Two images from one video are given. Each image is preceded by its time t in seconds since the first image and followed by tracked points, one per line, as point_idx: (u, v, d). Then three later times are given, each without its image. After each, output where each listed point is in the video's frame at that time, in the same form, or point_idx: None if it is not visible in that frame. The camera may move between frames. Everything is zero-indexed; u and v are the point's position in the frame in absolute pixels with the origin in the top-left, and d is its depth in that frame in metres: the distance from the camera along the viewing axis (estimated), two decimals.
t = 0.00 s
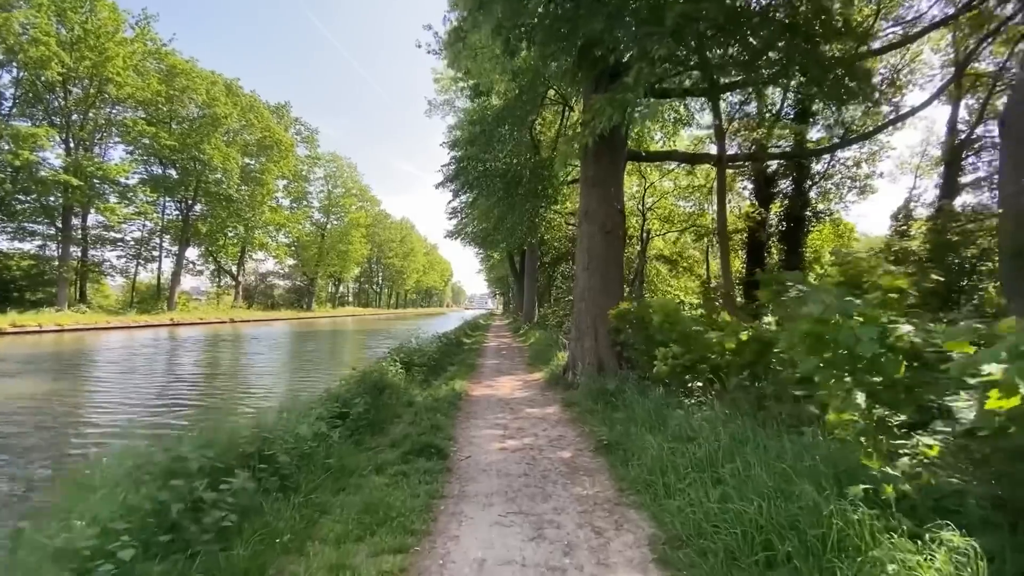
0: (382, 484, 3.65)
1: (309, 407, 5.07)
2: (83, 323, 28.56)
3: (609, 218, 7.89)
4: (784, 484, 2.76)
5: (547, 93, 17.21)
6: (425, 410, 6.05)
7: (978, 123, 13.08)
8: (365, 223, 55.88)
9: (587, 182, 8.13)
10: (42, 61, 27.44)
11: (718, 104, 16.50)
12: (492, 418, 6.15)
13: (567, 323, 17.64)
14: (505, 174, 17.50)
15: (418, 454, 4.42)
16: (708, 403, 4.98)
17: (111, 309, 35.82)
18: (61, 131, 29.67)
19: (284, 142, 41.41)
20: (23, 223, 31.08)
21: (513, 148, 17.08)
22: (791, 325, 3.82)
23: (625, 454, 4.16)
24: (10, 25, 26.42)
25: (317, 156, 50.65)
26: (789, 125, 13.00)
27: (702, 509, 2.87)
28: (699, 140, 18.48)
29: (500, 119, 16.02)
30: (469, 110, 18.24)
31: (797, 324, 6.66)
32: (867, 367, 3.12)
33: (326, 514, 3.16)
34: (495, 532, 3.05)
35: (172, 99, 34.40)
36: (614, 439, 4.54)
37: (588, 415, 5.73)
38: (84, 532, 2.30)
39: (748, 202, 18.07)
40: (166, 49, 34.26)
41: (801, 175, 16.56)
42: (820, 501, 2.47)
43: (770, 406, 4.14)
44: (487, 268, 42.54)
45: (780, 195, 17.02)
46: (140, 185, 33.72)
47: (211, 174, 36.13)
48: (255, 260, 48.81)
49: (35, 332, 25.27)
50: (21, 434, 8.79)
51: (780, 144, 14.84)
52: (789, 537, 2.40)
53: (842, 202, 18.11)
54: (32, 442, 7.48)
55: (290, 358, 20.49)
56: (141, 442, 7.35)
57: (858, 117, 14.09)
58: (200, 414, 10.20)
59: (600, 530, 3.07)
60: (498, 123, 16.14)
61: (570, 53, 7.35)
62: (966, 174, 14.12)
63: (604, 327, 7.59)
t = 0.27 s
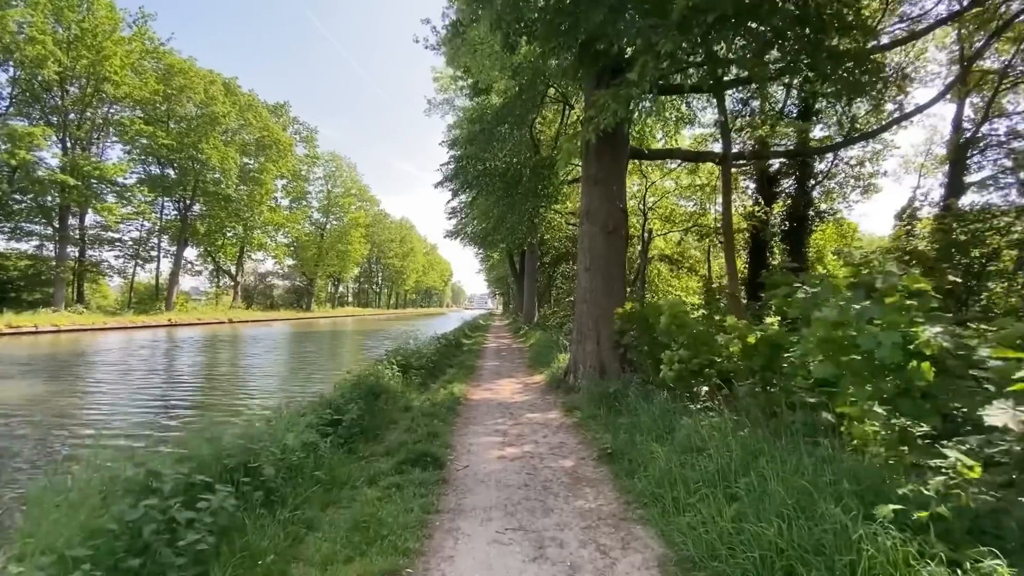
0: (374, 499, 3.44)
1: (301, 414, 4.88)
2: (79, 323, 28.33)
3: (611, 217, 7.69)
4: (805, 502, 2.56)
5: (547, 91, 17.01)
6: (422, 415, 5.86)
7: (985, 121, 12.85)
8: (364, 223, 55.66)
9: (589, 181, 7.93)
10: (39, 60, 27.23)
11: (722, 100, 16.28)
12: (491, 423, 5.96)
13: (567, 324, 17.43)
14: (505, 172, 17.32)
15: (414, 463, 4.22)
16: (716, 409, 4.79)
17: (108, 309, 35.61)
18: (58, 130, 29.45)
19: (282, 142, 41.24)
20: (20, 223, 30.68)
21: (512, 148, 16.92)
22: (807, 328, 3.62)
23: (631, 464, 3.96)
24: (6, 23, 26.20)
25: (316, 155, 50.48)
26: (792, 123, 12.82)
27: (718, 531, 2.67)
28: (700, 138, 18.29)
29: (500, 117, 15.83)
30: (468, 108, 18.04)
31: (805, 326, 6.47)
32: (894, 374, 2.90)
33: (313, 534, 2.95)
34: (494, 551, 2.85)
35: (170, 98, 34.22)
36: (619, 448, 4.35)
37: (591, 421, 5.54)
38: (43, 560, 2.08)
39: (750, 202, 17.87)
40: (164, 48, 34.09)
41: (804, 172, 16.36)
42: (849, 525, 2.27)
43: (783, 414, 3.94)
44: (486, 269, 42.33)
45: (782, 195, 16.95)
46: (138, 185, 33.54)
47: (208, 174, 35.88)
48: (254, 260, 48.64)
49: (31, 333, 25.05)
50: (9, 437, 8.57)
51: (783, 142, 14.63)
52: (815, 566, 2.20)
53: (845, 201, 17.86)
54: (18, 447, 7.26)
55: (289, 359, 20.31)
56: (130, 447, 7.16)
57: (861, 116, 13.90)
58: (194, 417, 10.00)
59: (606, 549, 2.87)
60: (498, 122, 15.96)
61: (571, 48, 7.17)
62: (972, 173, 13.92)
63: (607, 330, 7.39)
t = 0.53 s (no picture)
0: (366, 507, 3.23)
1: (293, 416, 4.68)
2: (75, 323, 28.06)
3: (614, 213, 7.49)
4: (833, 514, 2.36)
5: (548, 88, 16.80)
6: (419, 417, 5.66)
7: (991, 118, 12.63)
8: (364, 223, 55.44)
9: (591, 176, 7.73)
10: (35, 58, 27.00)
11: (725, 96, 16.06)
12: (490, 425, 5.75)
13: (568, 324, 17.21)
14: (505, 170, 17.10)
15: (409, 468, 4.01)
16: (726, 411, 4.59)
17: (106, 309, 35.38)
18: (55, 129, 29.20)
19: (281, 140, 40.99)
20: (17, 222, 30.46)
21: (512, 145, 16.71)
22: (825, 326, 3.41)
23: (639, 470, 3.76)
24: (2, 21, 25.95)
25: (315, 154, 50.24)
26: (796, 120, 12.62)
27: (736, 545, 2.47)
28: (702, 136, 18.06)
29: (500, 114, 15.61)
30: (468, 105, 17.83)
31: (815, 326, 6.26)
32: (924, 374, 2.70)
33: (299, 547, 2.74)
34: (493, 567, 2.65)
35: (168, 96, 33.97)
36: (625, 452, 4.14)
37: (595, 424, 5.33)
38: None
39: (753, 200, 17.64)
40: (162, 46, 33.86)
41: (808, 169, 16.14)
42: (885, 542, 2.07)
43: (798, 417, 3.74)
44: (486, 268, 42.10)
45: (785, 193, 16.75)
46: (136, 184, 33.31)
47: (207, 173, 35.63)
48: (253, 260, 48.40)
49: (27, 333, 24.82)
50: None
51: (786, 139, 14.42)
52: None
53: (849, 199, 17.66)
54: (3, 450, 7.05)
55: (287, 360, 20.08)
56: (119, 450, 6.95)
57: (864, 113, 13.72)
58: (188, 419, 9.77)
59: (614, 564, 2.66)
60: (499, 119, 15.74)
61: (573, 40, 6.99)
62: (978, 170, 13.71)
63: (610, 329, 7.18)
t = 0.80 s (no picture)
0: (357, 521, 3.03)
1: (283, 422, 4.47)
2: (72, 323, 27.84)
3: (617, 210, 7.29)
4: (866, 536, 2.16)
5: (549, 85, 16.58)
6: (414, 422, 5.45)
7: (998, 115, 12.39)
8: (363, 222, 55.23)
9: (593, 172, 7.54)
10: (32, 56, 26.77)
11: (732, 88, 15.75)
12: (490, 430, 5.54)
13: (568, 324, 17.01)
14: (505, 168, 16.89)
15: (404, 478, 3.81)
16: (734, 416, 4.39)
17: (104, 309, 35.19)
18: (52, 128, 28.97)
19: (280, 140, 40.78)
20: (14, 222, 30.29)
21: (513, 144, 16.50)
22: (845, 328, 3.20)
23: (647, 480, 3.56)
24: None
25: (314, 154, 50.02)
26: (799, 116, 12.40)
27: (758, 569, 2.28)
28: (704, 134, 17.83)
29: (500, 112, 15.40)
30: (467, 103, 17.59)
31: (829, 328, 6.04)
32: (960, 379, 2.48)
33: (283, 566, 2.53)
34: None
35: (166, 95, 33.73)
36: (632, 461, 3.94)
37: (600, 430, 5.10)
38: None
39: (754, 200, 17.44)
40: (160, 45, 33.62)
41: (812, 167, 15.90)
42: (927, 570, 1.87)
43: (815, 424, 3.52)
44: (487, 268, 41.91)
45: (789, 192, 16.55)
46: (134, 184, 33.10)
47: (205, 172, 35.41)
48: (252, 260, 48.22)
49: (23, 333, 24.59)
50: None
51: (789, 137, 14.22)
52: None
53: (853, 198, 17.44)
54: None
55: (286, 361, 19.87)
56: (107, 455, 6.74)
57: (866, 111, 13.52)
58: (182, 422, 9.56)
59: None
60: (499, 116, 15.52)
61: (575, 34, 6.80)
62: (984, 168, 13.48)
63: (614, 330, 6.97)
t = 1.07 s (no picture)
0: (345, 537, 2.82)
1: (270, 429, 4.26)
2: (68, 323, 27.60)
3: (620, 208, 7.08)
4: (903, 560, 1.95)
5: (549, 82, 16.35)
6: (410, 426, 5.25)
7: (1004, 113, 12.15)
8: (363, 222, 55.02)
9: (595, 169, 7.34)
10: (28, 54, 26.55)
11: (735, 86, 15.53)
12: (489, 435, 5.33)
13: (569, 324, 16.81)
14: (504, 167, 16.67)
15: (397, 488, 3.60)
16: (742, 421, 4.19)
17: (101, 309, 34.99)
18: (48, 127, 28.73)
19: (279, 139, 40.57)
20: (10, 221, 30.12)
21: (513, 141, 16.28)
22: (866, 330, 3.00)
23: (655, 491, 3.36)
24: None
25: (314, 153, 49.81)
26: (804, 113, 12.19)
27: None
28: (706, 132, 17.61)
29: (500, 110, 15.19)
30: (466, 100, 17.37)
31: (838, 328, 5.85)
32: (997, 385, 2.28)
33: None
34: None
35: (164, 94, 33.49)
36: (638, 470, 3.73)
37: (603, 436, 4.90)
38: None
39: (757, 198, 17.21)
40: (158, 43, 33.39)
41: (816, 165, 15.69)
42: None
43: (832, 431, 3.32)
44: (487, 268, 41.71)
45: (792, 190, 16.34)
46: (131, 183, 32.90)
47: (203, 171, 35.17)
48: (251, 260, 48.03)
49: (18, 333, 24.37)
50: None
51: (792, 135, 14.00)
52: None
53: (856, 196, 17.21)
54: None
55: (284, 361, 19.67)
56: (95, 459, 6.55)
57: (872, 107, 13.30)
58: (175, 425, 9.35)
59: None
60: (498, 114, 15.31)
61: (576, 27, 6.62)
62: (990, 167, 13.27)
63: (616, 330, 6.76)
